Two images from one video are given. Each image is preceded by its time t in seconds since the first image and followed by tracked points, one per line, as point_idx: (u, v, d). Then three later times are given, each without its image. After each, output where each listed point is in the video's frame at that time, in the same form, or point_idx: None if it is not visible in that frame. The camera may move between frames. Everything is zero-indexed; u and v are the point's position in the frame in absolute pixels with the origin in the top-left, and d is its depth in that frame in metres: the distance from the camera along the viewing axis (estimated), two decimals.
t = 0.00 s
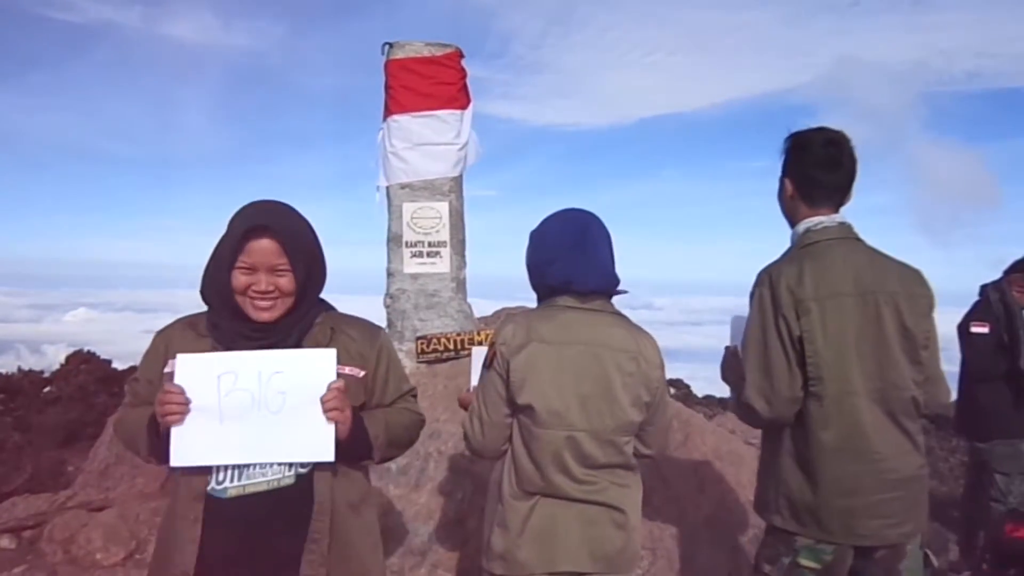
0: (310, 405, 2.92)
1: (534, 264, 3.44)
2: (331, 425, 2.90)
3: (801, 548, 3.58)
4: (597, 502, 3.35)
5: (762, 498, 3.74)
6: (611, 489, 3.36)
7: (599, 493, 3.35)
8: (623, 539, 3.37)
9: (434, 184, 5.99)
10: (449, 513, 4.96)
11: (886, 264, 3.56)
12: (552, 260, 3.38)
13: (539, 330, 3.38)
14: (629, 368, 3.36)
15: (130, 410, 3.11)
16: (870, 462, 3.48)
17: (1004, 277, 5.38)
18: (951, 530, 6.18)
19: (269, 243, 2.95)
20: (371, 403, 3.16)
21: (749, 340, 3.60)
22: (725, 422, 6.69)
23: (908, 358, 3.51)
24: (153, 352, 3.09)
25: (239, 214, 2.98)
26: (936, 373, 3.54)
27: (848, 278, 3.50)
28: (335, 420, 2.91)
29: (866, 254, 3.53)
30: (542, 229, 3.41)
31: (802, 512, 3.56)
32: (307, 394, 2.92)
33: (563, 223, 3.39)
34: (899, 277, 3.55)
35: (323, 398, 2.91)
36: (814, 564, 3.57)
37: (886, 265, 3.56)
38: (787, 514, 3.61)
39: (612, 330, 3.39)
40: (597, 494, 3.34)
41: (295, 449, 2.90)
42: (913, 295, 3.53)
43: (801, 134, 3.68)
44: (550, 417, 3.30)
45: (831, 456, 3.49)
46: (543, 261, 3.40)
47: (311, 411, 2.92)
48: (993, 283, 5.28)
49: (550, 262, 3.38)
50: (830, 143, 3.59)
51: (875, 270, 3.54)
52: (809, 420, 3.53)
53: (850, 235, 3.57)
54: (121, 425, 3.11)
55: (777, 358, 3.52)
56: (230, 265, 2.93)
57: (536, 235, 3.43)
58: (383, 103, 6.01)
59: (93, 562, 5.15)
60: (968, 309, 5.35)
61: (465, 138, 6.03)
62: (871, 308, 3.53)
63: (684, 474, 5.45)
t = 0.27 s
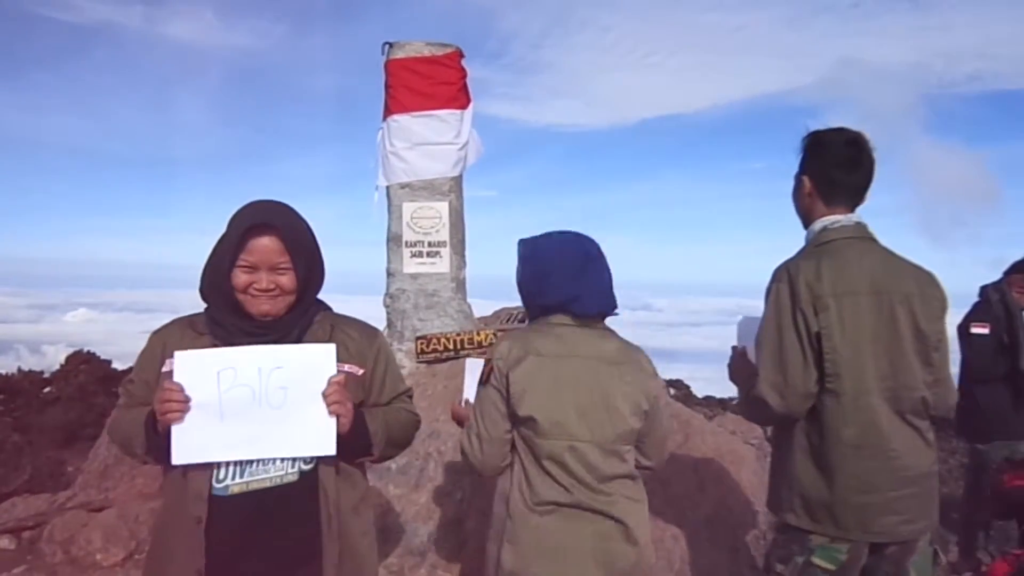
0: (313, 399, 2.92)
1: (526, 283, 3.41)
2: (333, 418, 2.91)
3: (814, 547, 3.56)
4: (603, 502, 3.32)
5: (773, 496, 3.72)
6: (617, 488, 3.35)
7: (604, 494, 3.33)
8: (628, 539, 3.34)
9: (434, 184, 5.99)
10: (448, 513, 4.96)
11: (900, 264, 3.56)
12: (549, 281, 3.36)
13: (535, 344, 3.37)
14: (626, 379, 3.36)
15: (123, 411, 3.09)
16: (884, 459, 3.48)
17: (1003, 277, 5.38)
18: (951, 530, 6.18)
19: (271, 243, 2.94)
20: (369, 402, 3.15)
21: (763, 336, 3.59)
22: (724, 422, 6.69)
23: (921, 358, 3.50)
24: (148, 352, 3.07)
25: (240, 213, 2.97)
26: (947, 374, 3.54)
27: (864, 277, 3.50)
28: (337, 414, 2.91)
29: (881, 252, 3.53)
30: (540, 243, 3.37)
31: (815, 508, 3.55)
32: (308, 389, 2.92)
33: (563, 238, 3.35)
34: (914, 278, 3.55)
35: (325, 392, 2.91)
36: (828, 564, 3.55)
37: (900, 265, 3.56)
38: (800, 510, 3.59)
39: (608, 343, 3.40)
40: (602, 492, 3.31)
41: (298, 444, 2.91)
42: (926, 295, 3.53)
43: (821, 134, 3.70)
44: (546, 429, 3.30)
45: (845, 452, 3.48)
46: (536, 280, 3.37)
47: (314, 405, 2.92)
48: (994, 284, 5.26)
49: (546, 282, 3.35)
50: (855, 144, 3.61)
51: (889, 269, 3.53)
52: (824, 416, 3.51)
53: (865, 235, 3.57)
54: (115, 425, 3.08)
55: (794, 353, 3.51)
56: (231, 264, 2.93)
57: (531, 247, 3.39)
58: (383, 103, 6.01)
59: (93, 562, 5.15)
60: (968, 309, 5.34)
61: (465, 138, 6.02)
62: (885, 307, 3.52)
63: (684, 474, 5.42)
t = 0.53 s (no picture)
0: (310, 393, 2.90)
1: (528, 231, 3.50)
2: (333, 409, 2.89)
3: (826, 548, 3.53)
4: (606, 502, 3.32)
5: (783, 496, 3.68)
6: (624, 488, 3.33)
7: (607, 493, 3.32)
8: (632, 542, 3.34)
9: (434, 184, 5.99)
10: (447, 513, 4.95)
11: (913, 266, 3.58)
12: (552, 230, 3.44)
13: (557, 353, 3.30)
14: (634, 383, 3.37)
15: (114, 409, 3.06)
16: (897, 458, 3.47)
17: (1001, 279, 5.41)
18: (950, 531, 6.18)
19: (269, 247, 2.93)
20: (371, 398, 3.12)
21: (779, 334, 3.56)
22: (724, 422, 6.69)
23: (932, 357, 3.52)
24: (143, 351, 3.06)
25: (236, 214, 2.97)
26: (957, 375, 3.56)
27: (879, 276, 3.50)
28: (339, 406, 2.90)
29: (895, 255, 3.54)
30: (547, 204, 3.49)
31: (829, 508, 3.52)
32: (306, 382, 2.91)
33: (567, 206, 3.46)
34: (926, 279, 3.57)
35: (327, 384, 2.90)
36: (843, 565, 3.50)
37: (913, 267, 3.58)
38: (812, 510, 3.56)
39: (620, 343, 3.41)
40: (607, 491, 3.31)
41: (296, 438, 2.89)
42: (938, 297, 3.55)
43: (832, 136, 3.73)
44: (586, 426, 3.16)
45: (860, 450, 3.46)
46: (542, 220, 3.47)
47: (311, 399, 2.90)
48: (992, 285, 5.30)
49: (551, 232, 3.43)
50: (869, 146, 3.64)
51: (903, 271, 3.54)
52: (839, 414, 3.50)
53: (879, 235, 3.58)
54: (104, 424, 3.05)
55: (810, 351, 3.48)
56: (229, 265, 2.92)
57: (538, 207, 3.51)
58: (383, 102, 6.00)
59: (90, 561, 5.14)
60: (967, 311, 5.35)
61: (465, 138, 6.02)
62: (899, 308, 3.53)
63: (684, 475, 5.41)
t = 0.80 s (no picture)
0: (308, 388, 2.93)
1: (550, 220, 3.43)
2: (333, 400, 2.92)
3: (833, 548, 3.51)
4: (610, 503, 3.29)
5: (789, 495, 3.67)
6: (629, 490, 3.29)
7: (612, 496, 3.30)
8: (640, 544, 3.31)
9: (433, 183, 5.98)
10: (447, 512, 4.94)
11: (922, 266, 3.57)
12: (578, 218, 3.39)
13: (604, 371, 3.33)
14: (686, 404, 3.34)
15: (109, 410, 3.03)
16: (905, 457, 3.45)
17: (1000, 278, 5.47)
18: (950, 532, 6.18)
19: (265, 250, 2.92)
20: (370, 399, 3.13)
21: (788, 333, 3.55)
22: (724, 421, 6.68)
23: (940, 357, 3.51)
24: (141, 351, 3.05)
25: (234, 214, 2.96)
26: (966, 376, 3.55)
27: (888, 276, 3.49)
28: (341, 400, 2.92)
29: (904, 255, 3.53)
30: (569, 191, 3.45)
31: (836, 506, 3.51)
32: (303, 377, 2.92)
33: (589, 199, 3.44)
34: (935, 280, 3.55)
35: (326, 377, 2.92)
36: (848, 563, 3.49)
37: (922, 267, 3.57)
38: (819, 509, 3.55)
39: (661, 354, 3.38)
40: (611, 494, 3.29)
41: (294, 432, 2.92)
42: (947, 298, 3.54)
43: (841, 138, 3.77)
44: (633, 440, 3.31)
45: (867, 448, 3.44)
46: (564, 206, 3.41)
47: (309, 394, 2.93)
48: (992, 285, 5.30)
49: (577, 221, 3.38)
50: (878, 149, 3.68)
51: (911, 271, 3.54)
52: (847, 412, 3.48)
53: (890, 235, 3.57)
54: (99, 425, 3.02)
55: (820, 351, 3.47)
56: (226, 267, 2.91)
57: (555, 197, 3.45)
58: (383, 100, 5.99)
59: (90, 560, 5.14)
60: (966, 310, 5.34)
61: (465, 137, 6.01)
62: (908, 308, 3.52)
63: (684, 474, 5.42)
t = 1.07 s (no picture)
0: (306, 382, 2.93)
1: (563, 247, 3.26)
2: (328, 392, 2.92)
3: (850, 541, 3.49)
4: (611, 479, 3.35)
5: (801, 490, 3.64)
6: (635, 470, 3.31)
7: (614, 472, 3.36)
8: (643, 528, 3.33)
9: (432, 180, 5.97)
10: (445, 510, 4.94)
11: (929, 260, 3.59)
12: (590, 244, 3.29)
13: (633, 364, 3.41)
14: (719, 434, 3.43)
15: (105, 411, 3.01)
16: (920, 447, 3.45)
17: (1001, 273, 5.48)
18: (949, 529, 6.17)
19: (260, 247, 2.91)
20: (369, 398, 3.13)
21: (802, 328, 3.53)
22: (723, 418, 6.67)
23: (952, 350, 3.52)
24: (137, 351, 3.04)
25: (233, 209, 2.95)
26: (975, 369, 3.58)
27: (898, 273, 3.49)
28: (345, 392, 2.92)
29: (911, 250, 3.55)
30: (580, 218, 3.32)
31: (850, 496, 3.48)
32: (301, 371, 2.92)
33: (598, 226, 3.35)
34: (943, 273, 3.57)
35: (321, 372, 2.92)
36: (858, 553, 3.49)
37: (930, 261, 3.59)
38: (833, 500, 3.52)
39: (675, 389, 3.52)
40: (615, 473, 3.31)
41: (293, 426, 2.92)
42: (955, 291, 3.56)
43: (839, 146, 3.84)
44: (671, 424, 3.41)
45: (885, 440, 3.42)
46: (577, 234, 3.29)
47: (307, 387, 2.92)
48: (991, 282, 5.31)
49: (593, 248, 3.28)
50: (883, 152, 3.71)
51: (920, 265, 3.55)
52: (864, 404, 3.46)
53: (895, 231, 3.57)
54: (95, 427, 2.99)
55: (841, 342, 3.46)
56: (221, 263, 2.90)
57: (564, 223, 3.31)
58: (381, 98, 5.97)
59: (89, 559, 5.13)
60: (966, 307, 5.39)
61: (464, 135, 6.00)
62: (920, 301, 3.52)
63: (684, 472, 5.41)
